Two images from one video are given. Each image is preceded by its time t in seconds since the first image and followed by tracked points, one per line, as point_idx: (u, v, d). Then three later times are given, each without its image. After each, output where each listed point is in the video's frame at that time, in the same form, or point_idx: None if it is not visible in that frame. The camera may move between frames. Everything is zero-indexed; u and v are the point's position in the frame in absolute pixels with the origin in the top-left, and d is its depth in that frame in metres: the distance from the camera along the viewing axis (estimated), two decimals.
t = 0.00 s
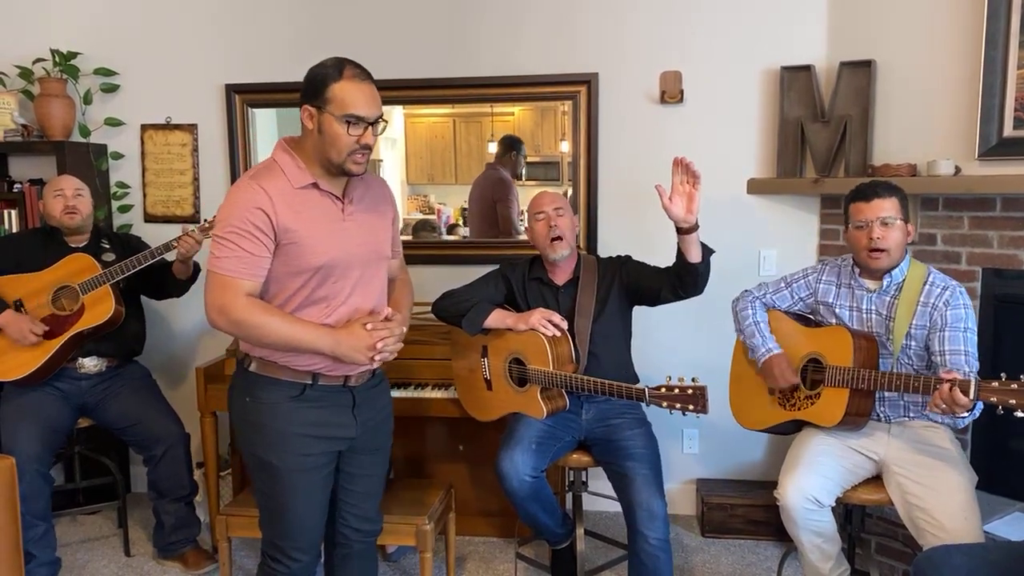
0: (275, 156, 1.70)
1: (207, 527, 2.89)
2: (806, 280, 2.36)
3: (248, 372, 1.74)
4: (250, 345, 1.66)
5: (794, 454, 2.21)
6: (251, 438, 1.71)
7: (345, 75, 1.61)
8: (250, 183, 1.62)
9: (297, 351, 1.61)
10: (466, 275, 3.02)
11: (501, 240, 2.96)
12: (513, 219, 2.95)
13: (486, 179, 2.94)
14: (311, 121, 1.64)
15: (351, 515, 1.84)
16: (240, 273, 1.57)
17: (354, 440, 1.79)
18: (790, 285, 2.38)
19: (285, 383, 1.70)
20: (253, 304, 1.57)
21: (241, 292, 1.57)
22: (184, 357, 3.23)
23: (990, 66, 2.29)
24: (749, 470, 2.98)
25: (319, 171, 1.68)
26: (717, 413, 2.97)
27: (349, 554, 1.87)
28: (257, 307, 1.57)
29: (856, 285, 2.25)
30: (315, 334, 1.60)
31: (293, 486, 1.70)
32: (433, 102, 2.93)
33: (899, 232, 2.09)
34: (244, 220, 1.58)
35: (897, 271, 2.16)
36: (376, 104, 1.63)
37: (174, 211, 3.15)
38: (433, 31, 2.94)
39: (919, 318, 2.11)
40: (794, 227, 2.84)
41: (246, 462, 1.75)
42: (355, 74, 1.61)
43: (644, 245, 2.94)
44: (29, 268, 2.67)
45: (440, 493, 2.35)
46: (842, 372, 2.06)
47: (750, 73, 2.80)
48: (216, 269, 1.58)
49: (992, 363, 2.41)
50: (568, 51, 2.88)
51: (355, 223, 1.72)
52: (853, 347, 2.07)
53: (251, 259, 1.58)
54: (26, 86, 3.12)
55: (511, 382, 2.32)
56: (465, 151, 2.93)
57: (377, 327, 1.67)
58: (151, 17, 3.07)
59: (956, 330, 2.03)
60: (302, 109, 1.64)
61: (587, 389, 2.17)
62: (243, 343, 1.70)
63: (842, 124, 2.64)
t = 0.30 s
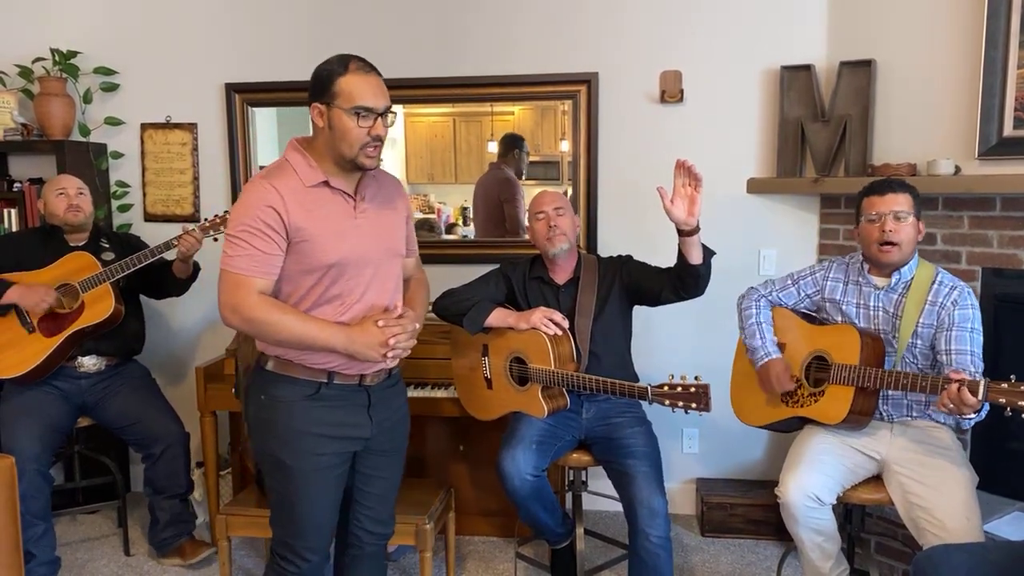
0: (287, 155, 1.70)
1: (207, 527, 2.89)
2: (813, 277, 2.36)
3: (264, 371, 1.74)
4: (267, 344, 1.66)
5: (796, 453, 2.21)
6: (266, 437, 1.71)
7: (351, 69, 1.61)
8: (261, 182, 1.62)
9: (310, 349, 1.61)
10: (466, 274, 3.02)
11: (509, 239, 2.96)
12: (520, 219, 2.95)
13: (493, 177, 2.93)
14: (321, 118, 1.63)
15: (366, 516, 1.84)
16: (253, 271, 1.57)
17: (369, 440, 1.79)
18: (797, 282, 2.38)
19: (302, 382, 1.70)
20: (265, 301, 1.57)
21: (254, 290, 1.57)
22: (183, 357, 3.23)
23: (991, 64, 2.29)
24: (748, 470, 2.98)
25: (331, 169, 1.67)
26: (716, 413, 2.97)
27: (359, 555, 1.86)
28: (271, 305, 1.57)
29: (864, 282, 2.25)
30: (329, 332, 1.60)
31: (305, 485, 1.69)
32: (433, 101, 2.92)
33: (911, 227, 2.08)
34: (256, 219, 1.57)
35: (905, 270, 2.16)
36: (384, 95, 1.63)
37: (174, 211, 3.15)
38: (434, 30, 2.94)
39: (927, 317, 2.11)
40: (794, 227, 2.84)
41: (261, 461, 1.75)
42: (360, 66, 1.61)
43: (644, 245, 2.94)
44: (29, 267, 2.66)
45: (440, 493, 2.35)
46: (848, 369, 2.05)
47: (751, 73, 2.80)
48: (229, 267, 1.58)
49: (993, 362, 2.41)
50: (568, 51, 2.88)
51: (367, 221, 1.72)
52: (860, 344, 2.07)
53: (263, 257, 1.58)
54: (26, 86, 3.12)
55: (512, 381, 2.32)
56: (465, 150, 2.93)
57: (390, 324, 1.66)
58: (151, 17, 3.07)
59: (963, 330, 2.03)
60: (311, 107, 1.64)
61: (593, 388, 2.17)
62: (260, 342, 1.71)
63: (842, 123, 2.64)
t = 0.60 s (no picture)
0: (301, 156, 1.70)
1: (207, 527, 2.89)
2: (817, 276, 2.36)
3: (279, 371, 1.74)
4: (280, 344, 1.67)
5: (797, 452, 2.21)
6: (278, 436, 1.72)
7: (362, 67, 1.62)
8: (275, 182, 1.62)
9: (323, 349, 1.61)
10: (467, 275, 3.03)
11: (514, 239, 2.95)
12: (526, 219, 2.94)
13: (498, 179, 2.93)
14: (334, 118, 1.64)
15: (375, 517, 1.84)
16: (266, 271, 1.58)
17: (381, 441, 1.78)
18: (800, 281, 2.38)
19: (315, 382, 1.70)
20: (279, 302, 1.57)
21: (267, 290, 1.58)
22: (183, 357, 3.23)
23: (990, 64, 2.29)
24: (748, 470, 2.98)
25: (344, 170, 1.67)
26: (716, 413, 2.97)
27: (366, 555, 1.86)
28: (284, 306, 1.57)
29: (868, 280, 2.25)
30: (341, 332, 1.59)
31: (315, 485, 1.69)
32: (433, 101, 2.92)
33: (915, 229, 2.09)
34: (269, 220, 1.58)
35: (910, 269, 2.16)
36: (395, 92, 1.63)
37: (174, 211, 3.15)
38: (433, 30, 2.94)
39: (931, 315, 2.11)
40: (793, 227, 2.84)
41: (273, 460, 1.76)
42: (371, 65, 1.62)
43: (644, 246, 2.94)
44: (28, 267, 2.66)
45: (440, 493, 2.35)
46: (853, 367, 2.06)
47: (750, 74, 2.80)
48: (243, 268, 1.58)
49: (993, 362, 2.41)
50: (568, 51, 2.88)
51: (380, 221, 1.71)
52: (865, 343, 2.08)
53: (276, 257, 1.58)
54: (25, 86, 3.11)
55: (512, 381, 2.32)
56: (465, 150, 2.93)
57: (402, 325, 1.66)
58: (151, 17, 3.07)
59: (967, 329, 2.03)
60: (323, 107, 1.65)
61: (592, 387, 2.17)
62: (274, 342, 1.71)
63: (841, 123, 2.64)
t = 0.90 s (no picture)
0: (310, 155, 1.70)
1: (207, 526, 2.89)
2: (819, 277, 2.35)
3: (289, 369, 1.74)
4: (291, 343, 1.67)
5: (797, 453, 2.21)
6: (288, 435, 1.72)
7: (367, 63, 1.63)
8: (284, 181, 1.62)
9: (334, 348, 1.61)
10: (470, 275, 3.03)
11: (518, 240, 2.95)
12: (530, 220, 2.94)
13: (502, 180, 2.92)
14: (342, 116, 1.64)
15: (382, 517, 1.84)
16: (276, 270, 1.58)
17: (390, 441, 1.78)
18: (802, 283, 2.38)
19: (325, 381, 1.70)
20: (289, 301, 1.58)
21: (277, 289, 1.58)
22: (184, 357, 3.23)
23: (991, 66, 2.29)
24: (747, 471, 2.98)
25: (353, 168, 1.68)
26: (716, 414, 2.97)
27: (370, 555, 1.86)
28: (296, 305, 1.58)
29: (870, 282, 2.25)
30: (352, 331, 1.60)
31: (323, 484, 1.70)
32: (435, 101, 2.93)
33: (917, 231, 2.09)
34: (279, 218, 1.58)
35: (912, 270, 2.17)
36: (402, 87, 1.64)
37: (175, 210, 3.15)
38: (435, 30, 2.94)
39: (933, 316, 2.11)
40: (794, 229, 2.84)
41: (282, 459, 1.76)
42: (376, 61, 1.63)
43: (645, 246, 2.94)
44: (30, 266, 2.66)
45: (441, 493, 2.35)
46: (856, 368, 2.06)
47: (752, 75, 2.80)
48: (253, 267, 1.59)
49: (994, 363, 2.41)
50: (569, 51, 2.88)
51: (389, 219, 1.71)
52: (867, 343, 2.08)
53: (286, 256, 1.58)
54: (27, 86, 3.12)
55: (512, 381, 2.32)
56: (466, 150, 2.93)
57: (412, 323, 1.66)
58: (152, 16, 3.07)
59: (969, 330, 2.04)
60: (332, 106, 1.65)
61: (589, 392, 2.17)
62: (284, 342, 1.71)
63: (842, 125, 2.64)
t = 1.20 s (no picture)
0: (314, 156, 1.70)
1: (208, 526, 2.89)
2: (814, 279, 2.37)
3: (295, 369, 1.74)
4: (297, 343, 1.67)
5: (798, 453, 2.21)
6: (294, 436, 1.72)
7: (367, 61, 1.63)
8: (288, 181, 1.62)
9: (340, 348, 1.61)
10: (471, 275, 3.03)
11: (520, 239, 2.95)
12: (532, 220, 2.94)
13: (503, 180, 2.92)
14: (345, 115, 1.64)
15: (387, 518, 1.84)
16: (281, 270, 1.58)
17: (395, 441, 1.78)
18: (797, 284, 2.39)
19: (331, 381, 1.70)
20: (295, 300, 1.58)
21: (282, 289, 1.58)
22: (186, 357, 3.24)
23: (992, 66, 2.29)
24: (749, 471, 2.98)
25: (356, 168, 1.68)
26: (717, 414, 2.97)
27: (375, 554, 1.86)
28: (301, 305, 1.58)
29: (865, 284, 2.25)
30: (357, 330, 1.60)
31: (328, 485, 1.70)
32: (437, 102, 2.93)
33: (907, 232, 2.09)
34: (284, 218, 1.58)
35: (905, 270, 2.17)
36: (403, 83, 1.64)
37: (176, 211, 3.15)
38: (436, 30, 2.94)
39: (928, 317, 2.11)
40: (795, 229, 2.84)
41: (287, 458, 1.76)
42: (377, 59, 1.63)
43: (646, 246, 2.94)
44: (32, 266, 2.67)
45: (442, 494, 2.35)
46: (854, 369, 2.06)
47: (753, 76, 2.80)
48: (258, 267, 1.59)
49: (995, 364, 2.41)
50: (570, 51, 2.88)
51: (393, 218, 1.71)
52: (866, 345, 2.07)
53: (291, 255, 1.59)
54: (29, 86, 3.12)
55: (513, 381, 2.33)
56: (467, 151, 2.93)
57: (417, 322, 1.67)
58: (154, 17, 3.08)
59: (964, 330, 2.03)
60: (334, 105, 1.65)
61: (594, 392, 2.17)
62: (290, 342, 1.71)
63: (843, 125, 2.64)
